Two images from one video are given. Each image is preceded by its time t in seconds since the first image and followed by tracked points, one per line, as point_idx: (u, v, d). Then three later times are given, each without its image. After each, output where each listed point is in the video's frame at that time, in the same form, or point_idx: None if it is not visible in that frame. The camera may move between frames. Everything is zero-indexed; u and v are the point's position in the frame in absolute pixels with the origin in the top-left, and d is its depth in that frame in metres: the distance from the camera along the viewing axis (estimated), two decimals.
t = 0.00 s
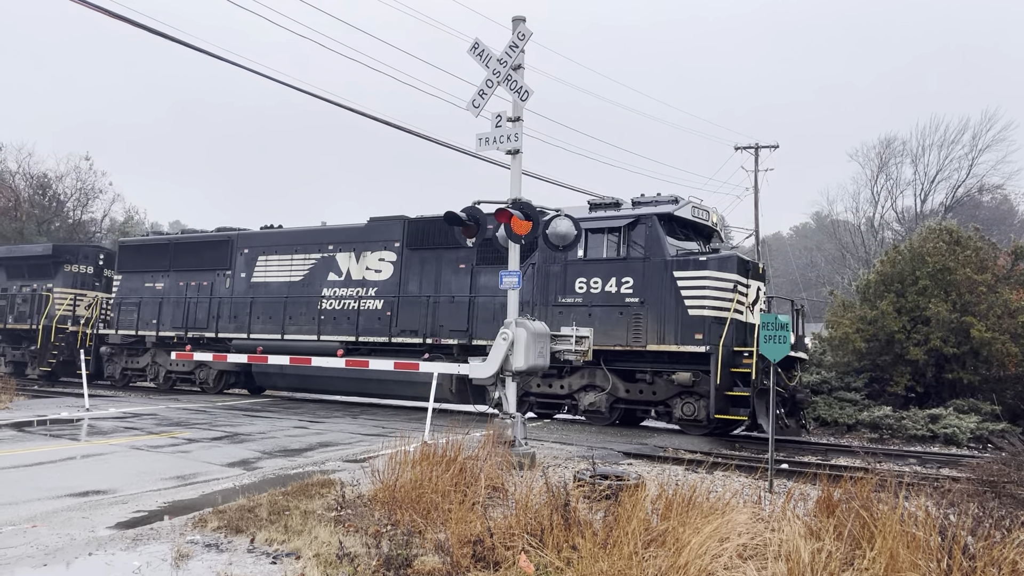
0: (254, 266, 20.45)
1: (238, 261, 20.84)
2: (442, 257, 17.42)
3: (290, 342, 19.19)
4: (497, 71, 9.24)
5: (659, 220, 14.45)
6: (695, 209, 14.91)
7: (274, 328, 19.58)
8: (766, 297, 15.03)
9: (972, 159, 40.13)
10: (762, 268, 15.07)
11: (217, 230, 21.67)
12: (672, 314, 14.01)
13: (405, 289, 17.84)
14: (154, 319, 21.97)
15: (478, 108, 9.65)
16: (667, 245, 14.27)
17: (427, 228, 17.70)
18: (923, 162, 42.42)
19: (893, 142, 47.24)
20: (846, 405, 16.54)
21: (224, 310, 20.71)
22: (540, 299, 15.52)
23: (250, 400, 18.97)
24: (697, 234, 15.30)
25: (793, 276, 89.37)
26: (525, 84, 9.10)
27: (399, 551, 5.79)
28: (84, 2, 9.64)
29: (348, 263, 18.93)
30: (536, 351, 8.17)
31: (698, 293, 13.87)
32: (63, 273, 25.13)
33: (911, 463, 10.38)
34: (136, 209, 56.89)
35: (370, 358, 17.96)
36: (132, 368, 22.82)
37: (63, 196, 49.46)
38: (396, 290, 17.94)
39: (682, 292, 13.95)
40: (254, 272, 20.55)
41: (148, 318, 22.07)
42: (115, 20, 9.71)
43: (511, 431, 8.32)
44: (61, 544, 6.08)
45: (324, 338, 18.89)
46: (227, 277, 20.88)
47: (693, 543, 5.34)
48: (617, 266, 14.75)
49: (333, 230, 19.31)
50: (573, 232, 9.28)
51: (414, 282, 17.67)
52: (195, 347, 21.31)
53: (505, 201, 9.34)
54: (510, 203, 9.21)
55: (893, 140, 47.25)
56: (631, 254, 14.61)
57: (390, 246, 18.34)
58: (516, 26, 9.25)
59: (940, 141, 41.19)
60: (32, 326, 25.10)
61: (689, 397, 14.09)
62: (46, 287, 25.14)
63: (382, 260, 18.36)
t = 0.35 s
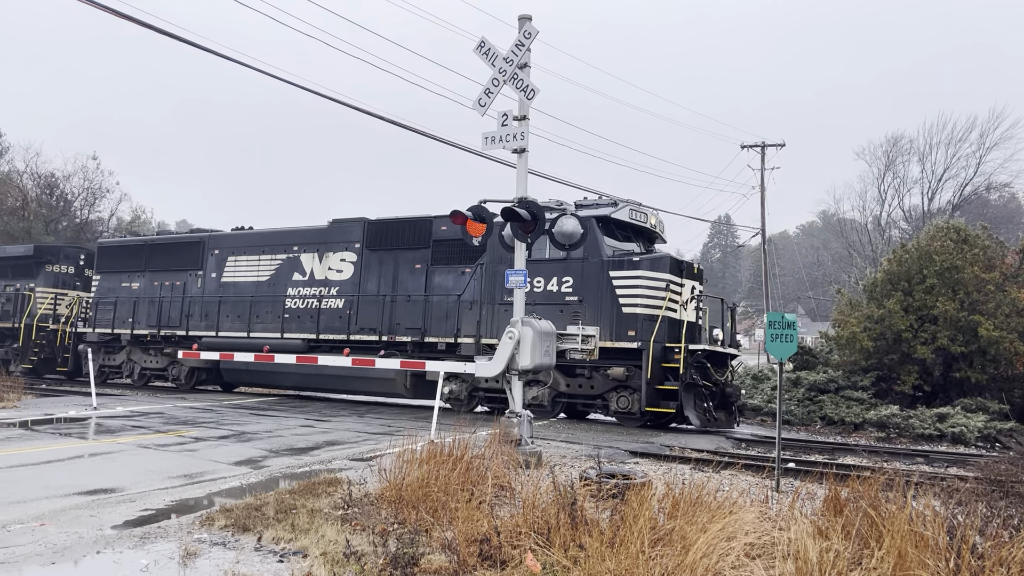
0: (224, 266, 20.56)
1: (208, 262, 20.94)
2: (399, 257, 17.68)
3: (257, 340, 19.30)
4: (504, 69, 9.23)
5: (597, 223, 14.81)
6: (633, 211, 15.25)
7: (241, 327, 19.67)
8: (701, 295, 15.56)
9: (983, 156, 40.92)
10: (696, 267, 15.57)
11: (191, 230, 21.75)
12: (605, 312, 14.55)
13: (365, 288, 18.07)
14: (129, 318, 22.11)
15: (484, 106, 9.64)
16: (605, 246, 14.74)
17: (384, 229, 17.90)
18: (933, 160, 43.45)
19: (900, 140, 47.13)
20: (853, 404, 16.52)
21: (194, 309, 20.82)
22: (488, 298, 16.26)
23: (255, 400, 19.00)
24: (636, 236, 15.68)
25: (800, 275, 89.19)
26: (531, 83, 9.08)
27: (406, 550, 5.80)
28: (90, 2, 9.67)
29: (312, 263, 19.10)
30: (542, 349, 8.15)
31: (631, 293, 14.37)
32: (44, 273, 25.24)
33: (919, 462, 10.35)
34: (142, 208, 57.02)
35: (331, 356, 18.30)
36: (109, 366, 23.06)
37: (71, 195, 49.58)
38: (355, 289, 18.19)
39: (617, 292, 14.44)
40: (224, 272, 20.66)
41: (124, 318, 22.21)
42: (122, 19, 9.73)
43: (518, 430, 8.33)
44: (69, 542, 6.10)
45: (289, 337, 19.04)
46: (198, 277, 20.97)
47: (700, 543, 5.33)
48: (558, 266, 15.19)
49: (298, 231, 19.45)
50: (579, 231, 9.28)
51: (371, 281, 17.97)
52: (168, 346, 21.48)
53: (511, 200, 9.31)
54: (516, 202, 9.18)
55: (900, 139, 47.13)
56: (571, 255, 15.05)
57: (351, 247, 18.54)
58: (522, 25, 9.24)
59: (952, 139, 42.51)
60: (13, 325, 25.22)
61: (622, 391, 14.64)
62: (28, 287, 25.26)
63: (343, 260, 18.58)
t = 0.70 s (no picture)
0: (199, 266, 21.15)
1: (185, 262, 21.55)
2: (360, 257, 18.16)
3: (226, 336, 19.86)
4: (511, 67, 9.22)
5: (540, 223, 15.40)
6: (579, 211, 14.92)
7: (212, 324, 20.28)
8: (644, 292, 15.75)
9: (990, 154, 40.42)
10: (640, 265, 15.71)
11: (168, 231, 22.40)
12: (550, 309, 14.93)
13: (329, 287, 18.54)
14: (108, 317, 22.80)
15: (491, 104, 9.62)
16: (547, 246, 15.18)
17: (347, 229, 18.38)
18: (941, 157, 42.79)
19: (909, 138, 46.87)
20: (861, 402, 16.46)
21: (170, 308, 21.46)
22: (442, 296, 16.76)
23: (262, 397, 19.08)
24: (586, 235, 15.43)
25: (809, 274, 88.91)
26: (538, 80, 9.07)
27: (413, 547, 5.82)
28: (100, 1, 9.71)
29: (280, 262, 19.57)
30: (549, 347, 8.11)
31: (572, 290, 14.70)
32: (29, 272, 25.39)
33: (927, 460, 10.30)
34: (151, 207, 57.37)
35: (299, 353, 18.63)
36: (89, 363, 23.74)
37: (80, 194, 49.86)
38: (320, 287, 18.64)
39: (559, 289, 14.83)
40: (199, 272, 21.26)
41: (103, 316, 22.86)
42: (130, 19, 9.78)
43: (525, 427, 8.32)
44: (77, 539, 6.15)
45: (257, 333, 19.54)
46: (174, 277, 21.60)
47: (706, 540, 5.32)
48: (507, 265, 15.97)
49: (268, 231, 20.02)
50: (586, 229, 9.28)
51: (333, 280, 18.44)
52: (144, 342, 22.19)
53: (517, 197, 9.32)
54: (522, 199, 9.19)
55: (909, 136, 46.87)
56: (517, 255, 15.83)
57: (317, 247, 19.03)
58: (529, 22, 9.23)
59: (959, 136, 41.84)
60: None
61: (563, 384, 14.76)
62: (12, 286, 25.44)
63: (309, 259, 19.06)
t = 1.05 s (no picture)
0: (178, 266, 21.86)
1: (164, 262, 22.22)
2: (328, 257, 18.85)
3: (203, 333, 20.66)
4: (521, 67, 9.18)
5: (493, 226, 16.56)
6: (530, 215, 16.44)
7: (189, 322, 21.08)
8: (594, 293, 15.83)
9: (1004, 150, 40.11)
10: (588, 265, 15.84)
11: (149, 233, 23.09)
12: (502, 304, 16.07)
13: (299, 286, 19.24)
14: (93, 315, 23.63)
15: (502, 103, 9.60)
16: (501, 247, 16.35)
17: (316, 230, 19.06)
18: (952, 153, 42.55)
19: (921, 134, 46.72)
20: (873, 400, 16.45)
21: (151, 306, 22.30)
22: (402, 295, 17.46)
23: (271, 395, 19.15)
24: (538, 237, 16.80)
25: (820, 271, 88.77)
26: (548, 80, 9.03)
27: (425, 547, 5.85)
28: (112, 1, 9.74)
29: (254, 263, 20.24)
30: (558, 346, 8.10)
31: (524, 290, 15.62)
32: (20, 273, 25.66)
33: (939, 459, 10.28)
34: (163, 206, 57.68)
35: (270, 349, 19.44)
36: (75, 358, 24.77)
37: (92, 193, 50.06)
38: (291, 287, 19.34)
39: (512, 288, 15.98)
40: (178, 271, 21.98)
41: (88, 315, 23.71)
42: (142, 19, 9.80)
43: (536, 427, 8.31)
44: (91, 537, 6.18)
45: (230, 330, 20.35)
46: (155, 277, 22.32)
47: (719, 541, 5.34)
48: (462, 265, 16.78)
49: (243, 232, 20.71)
50: (597, 228, 9.25)
51: (301, 279, 19.15)
52: (127, 339, 23.08)
53: (528, 197, 9.31)
54: (533, 198, 9.19)
55: (921, 132, 46.72)
56: (472, 255, 16.69)
57: (288, 248, 19.71)
58: (540, 22, 9.19)
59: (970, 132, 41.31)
60: None
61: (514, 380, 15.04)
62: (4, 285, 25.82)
63: (281, 259, 19.73)
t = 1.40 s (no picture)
0: (162, 266, 22.21)
1: (150, 261, 22.54)
2: (301, 257, 19.07)
3: (185, 331, 21.06)
4: (534, 66, 9.15)
5: (455, 226, 16.65)
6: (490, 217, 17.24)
7: (172, 320, 21.47)
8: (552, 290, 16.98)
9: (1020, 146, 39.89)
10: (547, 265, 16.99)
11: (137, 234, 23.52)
12: (461, 303, 16.20)
13: (275, 285, 19.48)
14: (82, 314, 24.16)
15: (515, 103, 9.58)
16: (462, 245, 16.41)
17: (291, 231, 19.28)
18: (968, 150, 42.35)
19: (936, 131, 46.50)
20: (888, 399, 16.43)
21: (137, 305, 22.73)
22: (368, 294, 17.59)
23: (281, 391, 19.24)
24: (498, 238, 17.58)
25: (834, 268, 88.56)
26: (562, 79, 9.01)
27: (441, 546, 5.89)
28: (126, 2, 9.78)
29: (233, 263, 20.52)
30: (573, 345, 8.10)
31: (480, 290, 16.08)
32: (15, 272, 26.76)
33: (955, 459, 10.25)
34: (177, 205, 57.92)
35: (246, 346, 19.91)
36: (66, 356, 25.27)
37: (107, 192, 50.01)
38: (267, 286, 19.59)
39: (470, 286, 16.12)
40: (163, 271, 22.33)
41: (77, 313, 24.27)
42: (157, 20, 9.84)
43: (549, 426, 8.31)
44: (110, 536, 6.24)
45: (210, 328, 20.77)
46: (141, 277, 22.71)
47: (735, 542, 5.38)
48: (425, 265, 16.88)
49: (224, 234, 21.04)
50: (610, 227, 9.26)
51: (276, 279, 19.38)
52: (114, 337, 23.59)
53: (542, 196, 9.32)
54: (546, 198, 9.21)
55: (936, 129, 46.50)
56: (435, 255, 16.78)
57: (266, 248, 19.98)
58: (553, 21, 9.15)
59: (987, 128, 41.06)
60: None
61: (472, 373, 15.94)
62: None
63: (259, 260, 20.00)
